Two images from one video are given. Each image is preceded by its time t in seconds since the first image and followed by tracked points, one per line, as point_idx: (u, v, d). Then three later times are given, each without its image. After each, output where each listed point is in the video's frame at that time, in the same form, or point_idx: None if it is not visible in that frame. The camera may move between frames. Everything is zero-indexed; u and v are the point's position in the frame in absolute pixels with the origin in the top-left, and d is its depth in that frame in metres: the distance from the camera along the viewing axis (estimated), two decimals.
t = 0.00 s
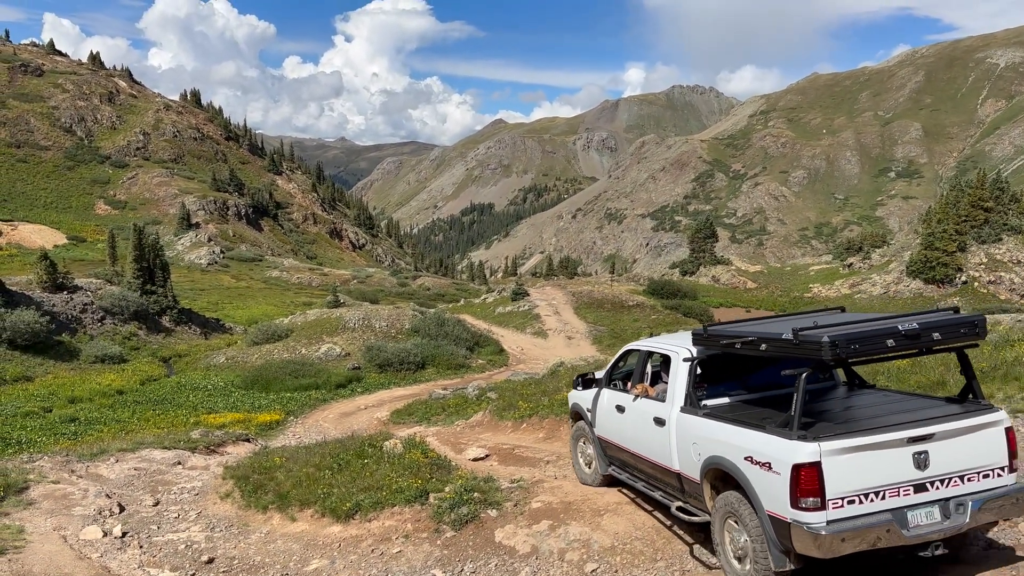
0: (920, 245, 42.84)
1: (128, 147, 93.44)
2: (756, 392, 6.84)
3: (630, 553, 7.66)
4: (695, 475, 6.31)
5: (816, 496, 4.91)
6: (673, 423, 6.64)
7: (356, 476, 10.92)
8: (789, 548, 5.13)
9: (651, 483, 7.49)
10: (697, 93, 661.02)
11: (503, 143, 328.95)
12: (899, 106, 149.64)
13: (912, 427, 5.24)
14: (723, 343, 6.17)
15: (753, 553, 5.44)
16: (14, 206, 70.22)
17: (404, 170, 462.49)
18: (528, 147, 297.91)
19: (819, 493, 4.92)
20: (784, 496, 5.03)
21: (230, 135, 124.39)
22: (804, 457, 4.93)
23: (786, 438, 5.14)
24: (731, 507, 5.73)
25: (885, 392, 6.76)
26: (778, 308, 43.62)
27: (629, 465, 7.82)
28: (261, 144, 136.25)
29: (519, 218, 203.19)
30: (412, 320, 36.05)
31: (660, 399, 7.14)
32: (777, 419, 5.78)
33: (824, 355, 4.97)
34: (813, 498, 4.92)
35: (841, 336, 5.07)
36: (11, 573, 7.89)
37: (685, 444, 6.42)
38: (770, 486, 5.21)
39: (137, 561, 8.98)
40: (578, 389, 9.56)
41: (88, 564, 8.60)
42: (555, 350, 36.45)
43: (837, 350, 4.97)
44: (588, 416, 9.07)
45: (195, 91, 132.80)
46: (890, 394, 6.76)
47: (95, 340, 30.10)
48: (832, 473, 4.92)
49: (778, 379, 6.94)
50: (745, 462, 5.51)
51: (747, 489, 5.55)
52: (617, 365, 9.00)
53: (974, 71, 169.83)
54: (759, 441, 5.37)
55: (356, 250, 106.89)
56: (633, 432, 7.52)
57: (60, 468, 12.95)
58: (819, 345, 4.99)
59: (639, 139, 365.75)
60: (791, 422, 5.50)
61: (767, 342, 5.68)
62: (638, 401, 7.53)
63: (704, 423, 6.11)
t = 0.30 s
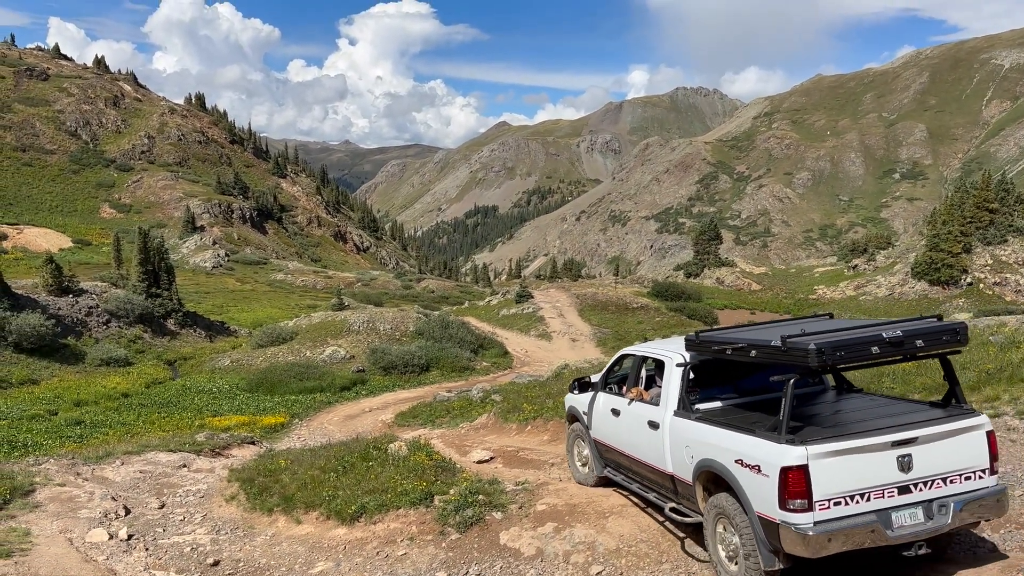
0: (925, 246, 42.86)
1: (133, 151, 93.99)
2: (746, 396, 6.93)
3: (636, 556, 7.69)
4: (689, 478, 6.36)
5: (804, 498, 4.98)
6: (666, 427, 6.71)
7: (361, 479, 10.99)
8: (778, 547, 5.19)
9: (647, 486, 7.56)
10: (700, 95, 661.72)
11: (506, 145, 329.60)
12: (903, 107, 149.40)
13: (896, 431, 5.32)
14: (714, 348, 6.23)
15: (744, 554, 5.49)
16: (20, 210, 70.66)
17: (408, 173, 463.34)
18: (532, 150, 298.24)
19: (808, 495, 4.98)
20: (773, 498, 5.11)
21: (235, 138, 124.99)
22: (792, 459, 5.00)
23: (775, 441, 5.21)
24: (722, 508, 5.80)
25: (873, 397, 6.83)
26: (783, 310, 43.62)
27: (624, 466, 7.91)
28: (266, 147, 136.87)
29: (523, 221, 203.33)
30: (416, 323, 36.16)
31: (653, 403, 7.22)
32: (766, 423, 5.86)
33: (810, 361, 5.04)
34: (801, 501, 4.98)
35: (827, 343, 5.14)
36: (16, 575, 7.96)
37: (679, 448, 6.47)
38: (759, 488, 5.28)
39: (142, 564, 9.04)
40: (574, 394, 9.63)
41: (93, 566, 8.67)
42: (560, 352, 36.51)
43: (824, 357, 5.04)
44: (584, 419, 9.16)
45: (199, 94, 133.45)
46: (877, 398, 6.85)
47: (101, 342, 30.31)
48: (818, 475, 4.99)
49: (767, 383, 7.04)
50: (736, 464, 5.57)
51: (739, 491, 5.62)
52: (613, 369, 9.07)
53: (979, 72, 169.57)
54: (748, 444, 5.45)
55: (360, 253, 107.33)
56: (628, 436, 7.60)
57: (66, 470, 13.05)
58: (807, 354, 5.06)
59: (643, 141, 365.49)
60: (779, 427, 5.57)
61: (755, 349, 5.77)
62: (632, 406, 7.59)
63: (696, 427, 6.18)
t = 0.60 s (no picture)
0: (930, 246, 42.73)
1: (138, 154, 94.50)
2: (742, 399, 6.97)
3: (640, 557, 7.73)
4: (684, 478, 6.44)
5: (795, 496, 5.05)
6: (663, 428, 6.77)
7: (366, 481, 11.07)
8: (768, 544, 5.28)
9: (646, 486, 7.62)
10: (704, 96, 661.28)
11: (510, 147, 330.02)
12: (908, 108, 149.08)
13: (887, 434, 5.39)
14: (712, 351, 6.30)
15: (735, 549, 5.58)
16: (25, 213, 71.09)
17: (412, 175, 464.16)
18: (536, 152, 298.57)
19: (798, 493, 5.06)
20: (765, 495, 5.18)
21: (239, 141, 125.46)
22: (785, 458, 5.08)
23: (769, 441, 5.29)
24: (715, 505, 5.87)
25: (866, 402, 6.88)
26: (788, 311, 43.55)
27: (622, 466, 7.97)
28: (270, 150, 137.40)
29: (527, 222, 203.51)
30: (420, 325, 36.24)
31: (650, 404, 7.28)
32: (761, 425, 5.93)
33: (805, 364, 5.12)
34: (792, 499, 5.06)
35: (823, 347, 5.22)
36: None
37: (676, 448, 6.53)
38: (751, 487, 5.35)
39: (148, 565, 9.13)
40: (573, 394, 9.70)
41: (100, 568, 8.77)
42: (564, 354, 36.56)
43: (818, 360, 5.13)
44: (582, 419, 9.23)
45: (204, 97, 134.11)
46: (870, 403, 6.89)
47: (106, 345, 30.50)
48: (809, 474, 5.07)
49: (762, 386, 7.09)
50: (731, 464, 5.64)
51: (732, 490, 5.69)
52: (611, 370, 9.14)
53: (985, 72, 169.02)
54: (742, 444, 5.53)
55: (364, 255, 107.61)
56: (626, 435, 7.67)
57: (72, 472, 13.18)
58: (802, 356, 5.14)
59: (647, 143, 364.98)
60: (774, 428, 5.65)
61: (753, 351, 5.85)
62: (630, 406, 7.65)
63: (692, 428, 6.26)
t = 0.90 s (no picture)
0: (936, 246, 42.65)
1: (143, 157, 95.04)
2: (734, 401, 7.00)
3: (646, 559, 7.76)
4: (676, 476, 6.49)
5: (781, 492, 5.13)
6: (656, 428, 6.84)
7: (372, 483, 11.13)
8: (755, 539, 5.36)
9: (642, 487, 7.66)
10: (708, 97, 660.57)
11: (514, 148, 330.55)
12: (913, 108, 148.69)
13: (871, 433, 5.43)
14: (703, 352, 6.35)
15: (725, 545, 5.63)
16: (31, 215, 71.54)
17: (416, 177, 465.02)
18: (540, 154, 298.88)
19: (785, 489, 5.12)
20: (752, 491, 5.26)
21: (244, 143, 125.95)
22: (770, 454, 5.16)
23: (757, 439, 5.35)
24: (706, 503, 5.93)
25: (854, 403, 6.91)
26: (794, 311, 43.46)
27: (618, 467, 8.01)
28: (275, 152, 137.94)
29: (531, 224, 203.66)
30: (425, 326, 36.36)
31: (644, 405, 7.33)
32: (750, 424, 5.99)
33: (791, 364, 5.19)
34: (779, 494, 5.13)
35: (809, 348, 5.28)
36: None
37: (668, 448, 6.59)
38: (740, 482, 5.42)
39: (154, 568, 9.20)
40: (569, 397, 9.76)
41: (105, 570, 8.85)
42: (569, 355, 36.60)
43: (804, 359, 5.19)
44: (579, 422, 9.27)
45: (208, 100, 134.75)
46: (859, 405, 6.91)
47: (111, 348, 30.65)
48: (795, 470, 5.13)
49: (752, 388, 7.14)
50: (720, 462, 5.71)
51: (722, 487, 5.75)
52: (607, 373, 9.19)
53: (991, 71, 168.45)
54: (731, 442, 5.59)
55: (368, 257, 107.89)
56: (621, 436, 7.72)
57: (78, 475, 13.28)
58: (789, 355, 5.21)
59: (651, 143, 364.93)
60: (763, 427, 5.69)
61: (742, 352, 5.91)
62: (626, 408, 7.72)
63: (684, 427, 6.32)
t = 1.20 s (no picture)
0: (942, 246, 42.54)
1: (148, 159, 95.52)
2: (715, 401, 7.05)
3: (650, 559, 7.78)
4: (664, 479, 6.52)
5: (760, 490, 5.17)
6: (644, 433, 6.85)
7: (376, 483, 11.19)
8: (741, 537, 5.41)
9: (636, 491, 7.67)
10: (711, 97, 659.86)
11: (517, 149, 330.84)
12: (918, 107, 148.26)
13: (843, 425, 5.51)
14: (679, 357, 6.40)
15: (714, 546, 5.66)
16: (37, 216, 71.95)
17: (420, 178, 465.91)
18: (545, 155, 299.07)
19: (763, 486, 5.18)
20: (733, 492, 5.31)
21: (248, 145, 126.38)
22: (747, 454, 5.21)
23: (733, 440, 5.41)
24: (694, 506, 5.95)
25: (833, 395, 7.00)
26: (798, 311, 43.41)
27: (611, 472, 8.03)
28: (279, 154, 138.37)
29: (535, 224, 203.73)
30: (429, 327, 36.48)
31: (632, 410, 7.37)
32: (729, 424, 6.04)
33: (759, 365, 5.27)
34: (758, 493, 5.18)
35: (775, 348, 5.36)
36: None
37: (655, 452, 6.62)
38: (721, 482, 5.48)
39: (159, 568, 9.29)
40: (562, 405, 9.78)
41: (111, 570, 8.93)
42: (573, 356, 36.61)
43: (771, 360, 5.28)
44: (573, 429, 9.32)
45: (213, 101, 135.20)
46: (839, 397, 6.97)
47: (116, 349, 30.80)
48: (773, 468, 5.19)
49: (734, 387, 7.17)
50: (702, 464, 5.76)
51: (706, 487, 5.79)
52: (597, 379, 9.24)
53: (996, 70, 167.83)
54: (710, 444, 5.64)
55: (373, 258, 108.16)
56: (613, 442, 7.73)
57: (83, 475, 13.39)
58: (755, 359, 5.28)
59: (655, 143, 364.89)
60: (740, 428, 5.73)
61: (713, 356, 5.97)
62: (617, 414, 7.73)
63: (669, 431, 6.35)
